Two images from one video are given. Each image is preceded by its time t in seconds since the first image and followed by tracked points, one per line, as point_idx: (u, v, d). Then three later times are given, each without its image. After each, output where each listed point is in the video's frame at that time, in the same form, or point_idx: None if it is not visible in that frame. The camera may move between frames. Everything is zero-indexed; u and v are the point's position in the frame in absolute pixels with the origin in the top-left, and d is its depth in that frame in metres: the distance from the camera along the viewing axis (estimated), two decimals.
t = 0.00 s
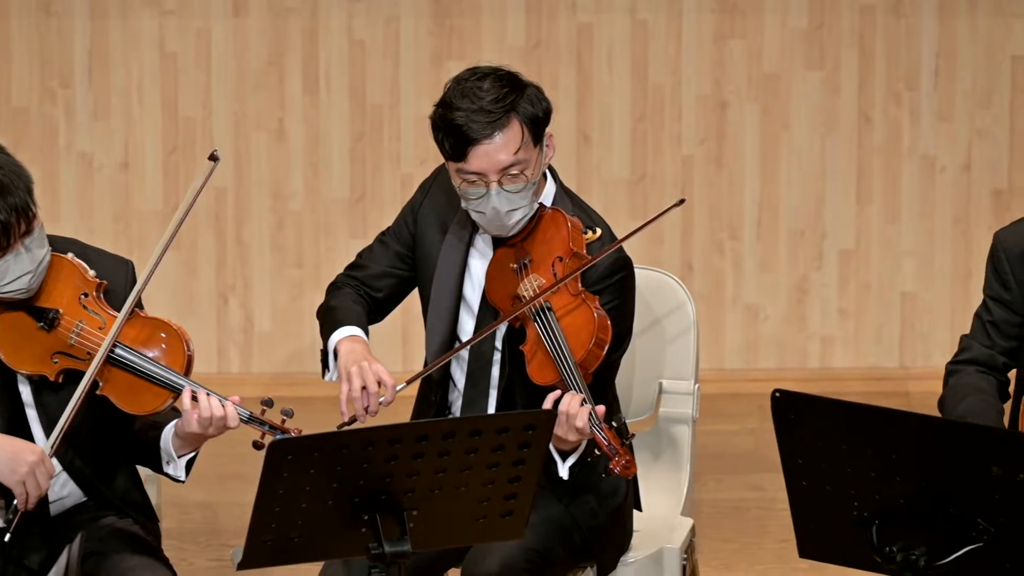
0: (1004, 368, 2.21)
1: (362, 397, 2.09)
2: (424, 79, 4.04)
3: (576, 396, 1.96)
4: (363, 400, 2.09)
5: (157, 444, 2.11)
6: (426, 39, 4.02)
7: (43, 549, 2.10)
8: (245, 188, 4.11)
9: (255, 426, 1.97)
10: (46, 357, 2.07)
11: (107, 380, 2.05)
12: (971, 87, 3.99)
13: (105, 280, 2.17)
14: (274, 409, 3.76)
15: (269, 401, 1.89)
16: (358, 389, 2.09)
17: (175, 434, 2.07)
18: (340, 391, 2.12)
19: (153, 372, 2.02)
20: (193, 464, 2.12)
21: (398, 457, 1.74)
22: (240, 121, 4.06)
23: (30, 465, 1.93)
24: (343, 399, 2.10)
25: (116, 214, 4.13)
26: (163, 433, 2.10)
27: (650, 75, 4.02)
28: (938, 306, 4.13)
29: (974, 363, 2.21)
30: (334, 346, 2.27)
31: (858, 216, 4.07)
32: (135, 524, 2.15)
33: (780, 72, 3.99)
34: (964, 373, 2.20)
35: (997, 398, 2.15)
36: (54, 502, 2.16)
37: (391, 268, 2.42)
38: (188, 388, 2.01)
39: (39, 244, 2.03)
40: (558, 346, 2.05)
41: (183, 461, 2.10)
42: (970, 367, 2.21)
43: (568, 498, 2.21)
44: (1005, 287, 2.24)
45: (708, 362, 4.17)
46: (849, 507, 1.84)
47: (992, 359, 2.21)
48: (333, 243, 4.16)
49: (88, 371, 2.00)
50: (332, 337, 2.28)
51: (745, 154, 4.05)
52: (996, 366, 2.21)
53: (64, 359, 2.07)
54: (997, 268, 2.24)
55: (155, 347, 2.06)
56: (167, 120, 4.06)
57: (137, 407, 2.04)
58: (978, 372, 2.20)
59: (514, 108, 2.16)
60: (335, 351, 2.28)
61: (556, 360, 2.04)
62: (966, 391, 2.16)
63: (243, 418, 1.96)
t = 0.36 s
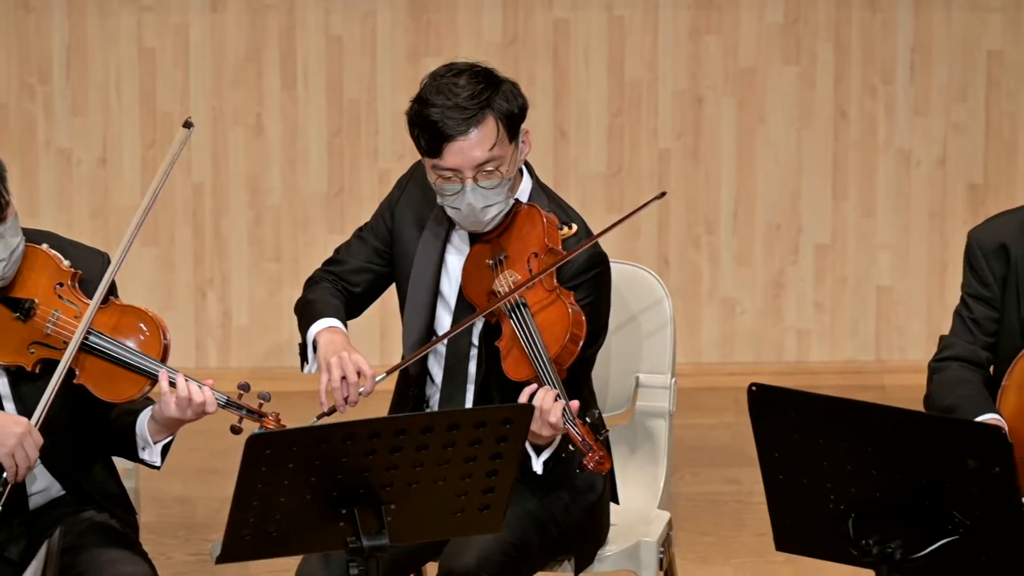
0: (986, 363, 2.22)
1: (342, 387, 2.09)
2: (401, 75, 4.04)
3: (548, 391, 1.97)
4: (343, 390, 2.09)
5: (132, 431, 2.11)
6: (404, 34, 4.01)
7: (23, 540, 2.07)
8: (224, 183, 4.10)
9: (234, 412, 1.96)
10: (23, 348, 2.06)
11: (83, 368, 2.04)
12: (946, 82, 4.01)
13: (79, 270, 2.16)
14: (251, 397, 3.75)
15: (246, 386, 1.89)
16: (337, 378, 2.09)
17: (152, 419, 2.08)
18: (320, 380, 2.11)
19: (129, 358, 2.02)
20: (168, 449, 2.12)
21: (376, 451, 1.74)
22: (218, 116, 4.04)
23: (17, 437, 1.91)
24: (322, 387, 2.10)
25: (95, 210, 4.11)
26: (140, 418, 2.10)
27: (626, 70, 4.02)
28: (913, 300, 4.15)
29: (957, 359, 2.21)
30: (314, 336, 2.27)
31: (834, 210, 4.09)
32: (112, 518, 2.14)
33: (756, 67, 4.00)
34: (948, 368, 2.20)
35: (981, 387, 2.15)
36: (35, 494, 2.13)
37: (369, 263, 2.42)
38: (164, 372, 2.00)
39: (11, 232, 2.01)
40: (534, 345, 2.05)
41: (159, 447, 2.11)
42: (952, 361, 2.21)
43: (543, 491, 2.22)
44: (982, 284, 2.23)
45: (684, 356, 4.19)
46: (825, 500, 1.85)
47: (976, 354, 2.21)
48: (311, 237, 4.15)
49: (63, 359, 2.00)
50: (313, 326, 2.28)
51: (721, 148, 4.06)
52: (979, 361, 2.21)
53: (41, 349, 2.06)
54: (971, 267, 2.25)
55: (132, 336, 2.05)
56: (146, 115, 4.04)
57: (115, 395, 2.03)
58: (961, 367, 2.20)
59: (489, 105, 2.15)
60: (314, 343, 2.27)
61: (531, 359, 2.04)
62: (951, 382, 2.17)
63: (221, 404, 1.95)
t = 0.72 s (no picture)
0: (957, 356, 2.22)
1: (312, 390, 2.09)
2: (373, 70, 4.03)
3: (515, 380, 1.98)
4: (313, 393, 2.08)
5: (106, 427, 2.09)
6: (375, 29, 4.00)
7: None
8: (196, 178, 4.09)
9: (208, 409, 1.95)
10: None
11: (59, 364, 2.02)
12: (915, 77, 4.02)
13: (55, 268, 2.14)
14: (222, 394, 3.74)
15: (221, 384, 1.87)
16: (308, 381, 2.09)
17: (127, 415, 2.07)
18: (291, 383, 2.12)
19: (103, 355, 2.00)
20: (142, 446, 2.11)
21: (349, 446, 1.74)
22: (190, 111, 4.03)
23: None
24: (293, 390, 2.10)
25: (68, 206, 4.09)
26: (115, 415, 2.09)
27: (598, 66, 4.03)
28: (884, 294, 4.16)
29: (929, 352, 2.22)
30: (284, 337, 2.26)
31: (804, 205, 4.11)
32: (87, 512, 2.14)
33: (726, 61, 4.01)
34: (919, 361, 2.21)
35: (953, 379, 2.14)
36: (8, 490, 2.12)
37: (340, 259, 2.41)
38: (138, 369, 1.98)
39: None
40: (506, 347, 2.06)
41: (133, 443, 2.09)
42: (922, 354, 2.22)
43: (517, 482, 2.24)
44: (953, 278, 2.25)
45: (656, 350, 4.21)
46: (796, 494, 1.86)
47: (947, 348, 2.21)
48: (283, 232, 4.14)
49: (38, 355, 1.98)
50: (281, 328, 2.28)
51: (692, 143, 4.07)
52: (950, 354, 2.22)
53: (16, 345, 2.05)
54: (944, 263, 2.26)
55: (107, 332, 2.03)
56: (118, 111, 4.02)
57: (89, 391, 2.02)
58: (931, 359, 2.21)
59: (458, 109, 2.15)
60: (285, 343, 2.27)
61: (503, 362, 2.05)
62: (926, 376, 2.16)
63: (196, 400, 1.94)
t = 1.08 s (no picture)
0: (919, 349, 2.24)
1: (292, 383, 2.09)
2: (344, 67, 4.02)
3: (492, 372, 1.98)
4: (293, 386, 2.09)
5: (83, 427, 2.08)
6: (347, 27, 4.00)
7: None
8: (168, 175, 4.07)
9: (184, 411, 1.92)
10: None
11: (34, 364, 2.00)
12: (884, 74, 4.05)
13: (31, 267, 2.13)
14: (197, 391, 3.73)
15: (196, 385, 1.86)
16: (287, 374, 2.09)
17: (104, 414, 2.05)
18: (270, 376, 2.11)
19: (80, 355, 1.98)
20: (119, 445, 2.10)
21: (321, 441, 1.74)
22: (162, 109, 4.01)
23: None
24: (273, 382, 2.10)
25: (41, 204, 4.06)
26: (91, 414, 2.07)
27: (568, 63, 4.04)
28: (853, 289, 4.19)
29: (892, 344, 2.24)
30: (261, 332, 2.26)
31: (773, 201, 4.13)
32: (61, 509, 2.12)
33: (695, 58, 4.03)
34: (882, 354, 2.22)
35: (914, 374, 2.17)
36: None
37: (313, 256, 2.41)
38: (114, 369, 1.96)
39: None
40: (484, 343, 2.05)
41: (110, 443, 2.08)
42: (885, 346, 2.24)
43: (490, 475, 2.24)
44: (919, 272, 2.27)
45: (628, 346, 4.22)
46: (766, 488, 1.87)
47: (909, 341, 2.23)
48: (256, 230, 4.13)
49: (13, 354, 1.95)
50: (258, 323, 2.27)
51: (663, 140, 4.09)
52: (913, 348, 2.23)
53: None
54: (912, 256, 2.28)
55: (84, 331, 2.01)
56: (91, 109, 4.01)
57: (65, 391, 2.00)
58: (894, 351, 2.23)
59: (419, 103, 2.15)
60: (261, 337, 2.26)
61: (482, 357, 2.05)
62: (887, 370, 2.18)
63: (170, 402, 1.91)
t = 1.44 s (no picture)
0: (877, 345, 2.27)
1: (269, 393, 2.09)
2: (314, 67, 4.01)
3: (465, 386, 1.99)
4: (271, 396, 2.08)
5: (60, 426, 2.07)
6: (317, 27, 3.99)
7: None
8: (139, 175, 4.05)
9: (159, 411, 1.92)
10: None
11: (9, 363, 1.98)
12: (851, 74, 4.07)
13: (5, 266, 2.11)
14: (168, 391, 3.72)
15: (171, 385, 1.85)
16: (265, 384, 2.08)
17: (82, 413, 2.04)
18: (248, 385, 2.10)
19: (54, 353, 1.97)
20: (97, 444, 2.09)
21: (292, 440, 1.74)
22: (133, 109, 4.00)
23: None
24: (252, 392, 2.09)
25: (12, 204, 4.05)
26: (69, 413, 2.06)
27: (537, 64, 4.05)
28: (821, 288, 4.21)
29: (849, 339, 2.27)
30: (238, 339, 2.25)
31: (741, 200, 4.14)
32: (35, 507, 2.10)
33: (664, 58, 4.05)
34: (840, 348, 2.25)
35: (866, 371, 2.20)
36: None
37: (286, 257, 2.41)
38: (89, 368, 1.95)
39: None
40: (453, 350, 2.05)
41: (88, 441, 2.07)
42: (845, 342, 2.26)
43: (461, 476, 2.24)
44: (880, 267, 2.29)
45: (598, 344, 4.24)
46: (735, 486, 1.89)
47: (866, 336, 2.27)
48: (226, 230, 4.11)
49: None
50: (235, 330, 2.26)
51: (632, 139, 4.10)
52: (869, 343, 2.27)
53: None
54: (873, 250, 2.29)
55: (59, 330, 2.01)
56: (62, 110, 4.00)
57: (39, 390, 1.98)
58: (853, 348, 2.25)
59: (388, 126, 2.14)
60: (238, 344, 2.26)
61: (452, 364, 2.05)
62: (839, 366, 2.21)
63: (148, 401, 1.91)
